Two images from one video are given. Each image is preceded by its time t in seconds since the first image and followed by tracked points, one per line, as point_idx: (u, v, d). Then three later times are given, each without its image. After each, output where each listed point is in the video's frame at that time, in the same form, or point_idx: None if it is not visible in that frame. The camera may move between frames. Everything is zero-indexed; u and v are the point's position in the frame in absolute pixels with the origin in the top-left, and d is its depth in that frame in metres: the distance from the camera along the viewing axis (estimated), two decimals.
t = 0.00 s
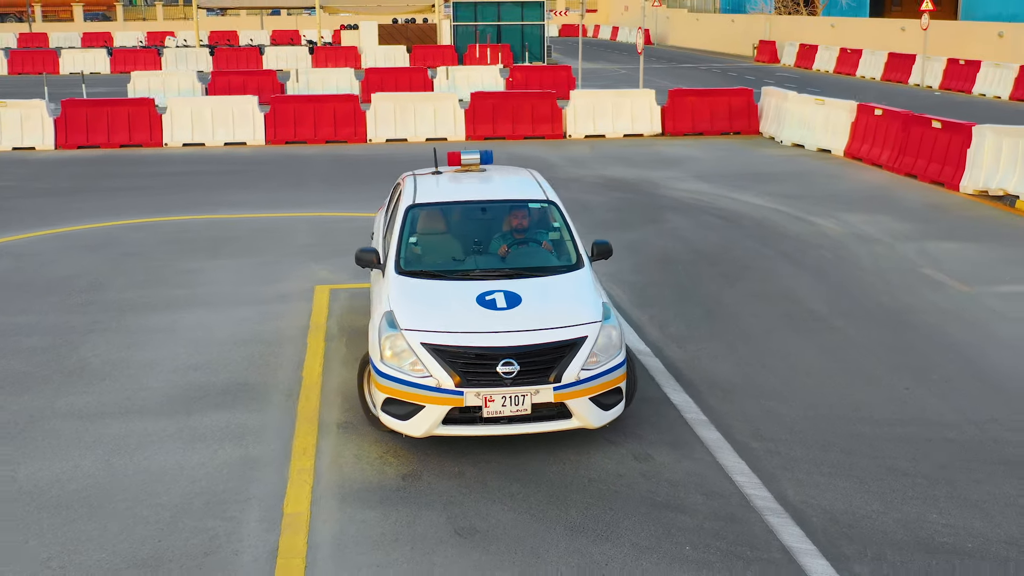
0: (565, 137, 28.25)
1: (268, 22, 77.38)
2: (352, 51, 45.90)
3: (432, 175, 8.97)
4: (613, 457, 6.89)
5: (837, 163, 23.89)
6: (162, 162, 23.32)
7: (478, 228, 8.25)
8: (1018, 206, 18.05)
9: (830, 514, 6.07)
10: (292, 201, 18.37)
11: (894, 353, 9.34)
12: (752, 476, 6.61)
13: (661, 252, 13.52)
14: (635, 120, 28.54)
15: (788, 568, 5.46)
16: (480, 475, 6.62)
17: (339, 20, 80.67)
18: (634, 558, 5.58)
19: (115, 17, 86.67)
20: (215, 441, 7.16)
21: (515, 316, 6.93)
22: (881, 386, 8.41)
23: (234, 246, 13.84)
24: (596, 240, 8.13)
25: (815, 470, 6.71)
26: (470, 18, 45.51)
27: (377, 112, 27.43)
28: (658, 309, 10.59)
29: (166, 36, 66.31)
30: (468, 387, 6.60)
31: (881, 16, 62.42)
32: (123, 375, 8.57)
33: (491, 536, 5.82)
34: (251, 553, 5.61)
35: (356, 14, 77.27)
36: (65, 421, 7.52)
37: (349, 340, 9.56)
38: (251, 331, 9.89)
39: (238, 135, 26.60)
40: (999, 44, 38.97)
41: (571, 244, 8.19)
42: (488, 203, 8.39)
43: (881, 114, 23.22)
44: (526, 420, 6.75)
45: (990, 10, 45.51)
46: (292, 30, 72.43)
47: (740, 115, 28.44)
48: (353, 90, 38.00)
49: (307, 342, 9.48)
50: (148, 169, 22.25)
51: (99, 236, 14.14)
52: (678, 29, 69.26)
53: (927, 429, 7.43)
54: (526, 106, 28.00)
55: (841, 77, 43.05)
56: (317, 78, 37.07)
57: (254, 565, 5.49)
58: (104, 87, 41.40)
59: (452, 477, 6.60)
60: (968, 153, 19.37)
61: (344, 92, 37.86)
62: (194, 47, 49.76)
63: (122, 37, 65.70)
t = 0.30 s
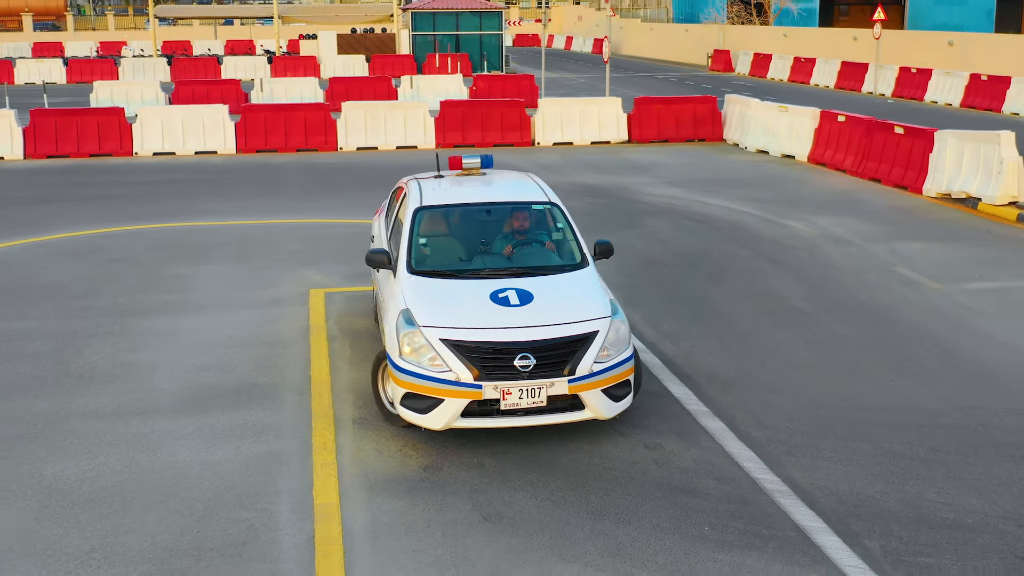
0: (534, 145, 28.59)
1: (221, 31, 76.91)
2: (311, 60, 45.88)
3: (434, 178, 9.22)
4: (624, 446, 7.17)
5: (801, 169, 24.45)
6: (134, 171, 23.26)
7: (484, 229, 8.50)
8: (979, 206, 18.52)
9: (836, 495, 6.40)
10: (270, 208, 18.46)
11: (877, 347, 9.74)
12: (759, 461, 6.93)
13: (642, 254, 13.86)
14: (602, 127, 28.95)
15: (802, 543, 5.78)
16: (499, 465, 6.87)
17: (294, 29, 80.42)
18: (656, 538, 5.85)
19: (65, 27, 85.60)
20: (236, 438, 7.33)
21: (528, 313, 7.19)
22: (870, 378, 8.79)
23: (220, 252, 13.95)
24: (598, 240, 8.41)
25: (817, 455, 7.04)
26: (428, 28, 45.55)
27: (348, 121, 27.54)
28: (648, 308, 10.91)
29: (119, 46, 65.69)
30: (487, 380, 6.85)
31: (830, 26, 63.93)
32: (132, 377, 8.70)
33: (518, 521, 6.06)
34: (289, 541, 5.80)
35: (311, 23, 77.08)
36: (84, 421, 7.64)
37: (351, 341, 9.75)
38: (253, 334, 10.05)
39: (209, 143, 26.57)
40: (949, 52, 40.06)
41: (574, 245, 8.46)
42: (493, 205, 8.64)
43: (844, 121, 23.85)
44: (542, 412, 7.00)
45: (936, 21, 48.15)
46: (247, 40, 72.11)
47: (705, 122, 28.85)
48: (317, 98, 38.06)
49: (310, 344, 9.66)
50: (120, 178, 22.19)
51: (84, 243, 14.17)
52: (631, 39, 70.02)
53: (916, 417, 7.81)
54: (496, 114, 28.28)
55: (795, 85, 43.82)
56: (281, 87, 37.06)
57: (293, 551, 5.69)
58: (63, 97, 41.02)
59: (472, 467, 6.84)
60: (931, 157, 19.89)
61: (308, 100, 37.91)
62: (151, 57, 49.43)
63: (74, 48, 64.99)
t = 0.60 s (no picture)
0: (507, 151, 28.85)
1: (179, 39, 76.32)
2: (275, 67, 45.80)
3: (437, 180, 9.44)
4: (633, 436, 7.44)
5: (771, 172, 24.93)
6: (110, 178, 23.20)
7: (490, 229, 8.75)
8: (947, 208, 19.01)
9: (840, 478, 6.71)
10: (251, 214, 18.56)
11: (862, 342, 10.12)
12: (764, 448, 7.23)
13: (627, 255, 14.18)
14: (574, 133, 29.30)
15: (815, 523, 6.07)
16: (516, 456, 7.11)
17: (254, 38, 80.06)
18: (675, 520, 6.12)
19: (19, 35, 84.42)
20: (255, 434, 7.51)
21: (540, 308, 7.44)
22: (860, 370, 9.14)
23: (209, 257, 14.05)
24: (601, 240, 8.69)
25: (818, 441, 7.37)
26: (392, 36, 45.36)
27: (322, 128, 27.59)
28: (639, 306, 11.21)
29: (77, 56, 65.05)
30: (503, 374, 7.09)
31: (785, 34, 65.08)
32: (143, 377, 8.83)
33: (541, 507, 6.31)
34: (322, 529, 5.99)
35: (271, 31, 76.72)
36: (102, 420, 7.76)
37: (354, 340, 9.94)
38: (255, 335, 10.20)
39: (183, 151, 26.53)
40: (905, 59, 41.06)
41: (578, 244, 8.72)
42: (498, 206, 8.89)
43: (812, 126, 24.37)
44: (555, 404, 7.25)
45: (888, 28, 49.44)
46: (205, 48, 71.63)
47: (674, 127, 29.37)
48: (285, 105, 38.06)
49: (314, 344, 9.84)
50: (96, 185, 22.13)
51: (71, 250, 14.19)
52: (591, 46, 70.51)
53: (907, 406, 8.16)
54: (469, 120, 28.46)
55: (755, 92, 44.38)
56: (249, 95, 37.01)
57: (329, 539, 5.88)
58: (25, 105, 40.60)
59: (490, 458, 7.07)
60: (898, 161, 20.38)
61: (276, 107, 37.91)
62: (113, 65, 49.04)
63: (31, 57, 64.26)
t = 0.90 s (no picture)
0: (481, 154, 28.72)
1: (139, 45, 75.73)
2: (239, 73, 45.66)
3: (442, 180, 9.68)
4: (644, 425, 7.71)
5: (743, 173, 25.42)
6: (87, 183, 23.13)
7: (498, 227, 9.01)
8: (918, 207, 19.51)
9: (845, 461, 7.03)
10: (233, 217, 18.66)
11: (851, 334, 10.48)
12: (770, 434, 7.53)
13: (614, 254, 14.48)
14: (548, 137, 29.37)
15: (827, 502, 6.37)
16: (533, 445, 7.35)
17: (216, 43, 79.71)
18: (694, 501, 6.40)
19: None
20: (276, 428, 7.68)
21: (553, 302, 7.71)
22: (852, 361, 9.49)
23: (200, 259, 14.16)
24: (604, 237, 8.99)
25: (821, 427, 7.68)
26: (357, 41, 44.99)
27: (298, 132, 27.35)
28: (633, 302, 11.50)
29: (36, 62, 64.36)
30: (520, 366, 7.34)
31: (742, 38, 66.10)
32: (155, 376, 8.96)
33: (565, 491, 6.55)
34: (357, 516, 6.18)
35: (232, 36, 76.19)
36: (121, 418, 7.89)
37: (358, 338, 10.13)
38: (260, 334, 10.35)
39: (159, 155, 26.31)
40: (866, 63, 41.84)
41: (582, 241, 9.01)
42: (505, 205, 9.15)
43: (783, 128, 24.71)
44: (570, 395, 7.52)
45: (845, 32, 56.44)
46: (164, 53, 71.00)
47: (645, 130, 29.73)
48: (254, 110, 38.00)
49: (320, 342, 10.02)
50: (74, 190, 22.06)
51: (61, 254, 14.23)
52: (551, 51, 70.64)
53: (900, 394, 8.52)
54: (444, 124, 28.27)
55: (718, 96, 44.83)
56: (218, 100, 36.84)
57: (364, 525, 6.07)
58: None
59: (509, 447, 7.31)
60: (870, 161, 20.82)
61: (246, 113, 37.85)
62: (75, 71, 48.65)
63: None
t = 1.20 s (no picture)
0: (451, 158, 28.37)
1: (89, 50, 74.58)
2: (197, 78, 45.24)
3: (444, 182, 9.89)
4: (652, 417, 7.96)
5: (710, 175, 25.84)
6: (56, 189, 22.88)
7: (502, 227, 9.23)
8: (885, 207, 20.01)
9: (848, 446, 7.35)
10: (209, 222, 18.63)
11: (837, 327, 10.84)
12: (773, 423, 7.83)
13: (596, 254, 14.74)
14: (515, 141, 29.17)
15: (839, 485, 6.66)
16: (547, 437, 7.58)
17: (169, 50, 78.78)
18: (710, 487, 6.66)
19: None
20: (293, 425, 7.83)
21: (563, 298, 7.94)
22: (842, 353, 9.82)
23: (184, 263, 14.18)
24: (605, 237, 9.24)
25: (820, 416, 8.00)
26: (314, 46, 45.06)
27: (268, 137, 26.94)
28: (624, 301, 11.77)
29: None
30: (534, 361, 7.56)
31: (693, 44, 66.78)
32: (164, 377, 9.05)
33: (585, 479, 6.78)
34: (389, 505, 6.37)
35: (185, 41, 75.28)
36: (138, 417, 7.98)
37: (360, 338, 10.28)
38: (261, 336, 10.46)
39: (129, 160, 25.97)
40: (821, 67, 42.49)
41: (585, 240, 9.25)
42: (509, 206, 9.37)
43: (750, 131, 25.02)
44: (581, 388, 7.75)
45: (794, 37, 57.62)
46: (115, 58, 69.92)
47: (611, 134, 29.54)
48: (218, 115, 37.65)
49: (321, 343, 10.15)
50: (43, 196, 21.82)
51: (44, 259, 14.16)
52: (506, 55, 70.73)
53: (892, 383, 8.86)
54: (413, 128, 28.10)
55: (675, 100, 45.21)
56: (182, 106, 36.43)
57: (397, 513, 6.26)
58: None
59: (524, 439, 7.52)
60: (837, 163, 21.25)
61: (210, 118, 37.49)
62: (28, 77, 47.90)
63: None
